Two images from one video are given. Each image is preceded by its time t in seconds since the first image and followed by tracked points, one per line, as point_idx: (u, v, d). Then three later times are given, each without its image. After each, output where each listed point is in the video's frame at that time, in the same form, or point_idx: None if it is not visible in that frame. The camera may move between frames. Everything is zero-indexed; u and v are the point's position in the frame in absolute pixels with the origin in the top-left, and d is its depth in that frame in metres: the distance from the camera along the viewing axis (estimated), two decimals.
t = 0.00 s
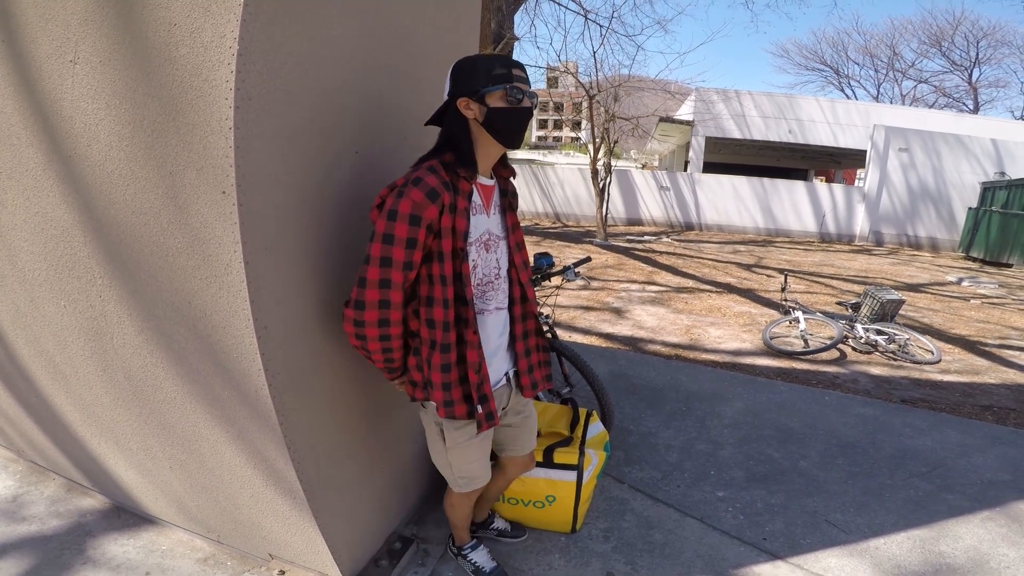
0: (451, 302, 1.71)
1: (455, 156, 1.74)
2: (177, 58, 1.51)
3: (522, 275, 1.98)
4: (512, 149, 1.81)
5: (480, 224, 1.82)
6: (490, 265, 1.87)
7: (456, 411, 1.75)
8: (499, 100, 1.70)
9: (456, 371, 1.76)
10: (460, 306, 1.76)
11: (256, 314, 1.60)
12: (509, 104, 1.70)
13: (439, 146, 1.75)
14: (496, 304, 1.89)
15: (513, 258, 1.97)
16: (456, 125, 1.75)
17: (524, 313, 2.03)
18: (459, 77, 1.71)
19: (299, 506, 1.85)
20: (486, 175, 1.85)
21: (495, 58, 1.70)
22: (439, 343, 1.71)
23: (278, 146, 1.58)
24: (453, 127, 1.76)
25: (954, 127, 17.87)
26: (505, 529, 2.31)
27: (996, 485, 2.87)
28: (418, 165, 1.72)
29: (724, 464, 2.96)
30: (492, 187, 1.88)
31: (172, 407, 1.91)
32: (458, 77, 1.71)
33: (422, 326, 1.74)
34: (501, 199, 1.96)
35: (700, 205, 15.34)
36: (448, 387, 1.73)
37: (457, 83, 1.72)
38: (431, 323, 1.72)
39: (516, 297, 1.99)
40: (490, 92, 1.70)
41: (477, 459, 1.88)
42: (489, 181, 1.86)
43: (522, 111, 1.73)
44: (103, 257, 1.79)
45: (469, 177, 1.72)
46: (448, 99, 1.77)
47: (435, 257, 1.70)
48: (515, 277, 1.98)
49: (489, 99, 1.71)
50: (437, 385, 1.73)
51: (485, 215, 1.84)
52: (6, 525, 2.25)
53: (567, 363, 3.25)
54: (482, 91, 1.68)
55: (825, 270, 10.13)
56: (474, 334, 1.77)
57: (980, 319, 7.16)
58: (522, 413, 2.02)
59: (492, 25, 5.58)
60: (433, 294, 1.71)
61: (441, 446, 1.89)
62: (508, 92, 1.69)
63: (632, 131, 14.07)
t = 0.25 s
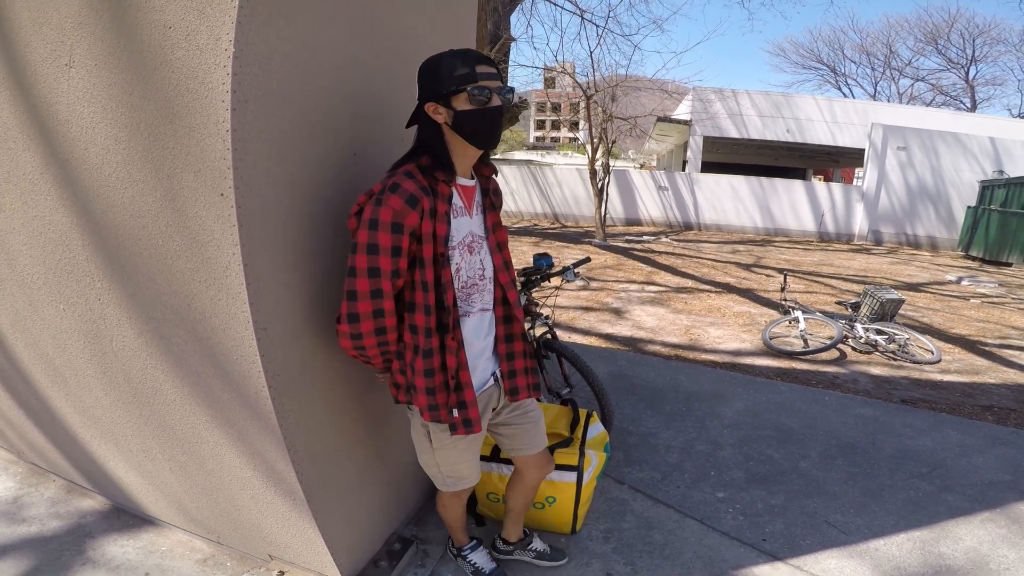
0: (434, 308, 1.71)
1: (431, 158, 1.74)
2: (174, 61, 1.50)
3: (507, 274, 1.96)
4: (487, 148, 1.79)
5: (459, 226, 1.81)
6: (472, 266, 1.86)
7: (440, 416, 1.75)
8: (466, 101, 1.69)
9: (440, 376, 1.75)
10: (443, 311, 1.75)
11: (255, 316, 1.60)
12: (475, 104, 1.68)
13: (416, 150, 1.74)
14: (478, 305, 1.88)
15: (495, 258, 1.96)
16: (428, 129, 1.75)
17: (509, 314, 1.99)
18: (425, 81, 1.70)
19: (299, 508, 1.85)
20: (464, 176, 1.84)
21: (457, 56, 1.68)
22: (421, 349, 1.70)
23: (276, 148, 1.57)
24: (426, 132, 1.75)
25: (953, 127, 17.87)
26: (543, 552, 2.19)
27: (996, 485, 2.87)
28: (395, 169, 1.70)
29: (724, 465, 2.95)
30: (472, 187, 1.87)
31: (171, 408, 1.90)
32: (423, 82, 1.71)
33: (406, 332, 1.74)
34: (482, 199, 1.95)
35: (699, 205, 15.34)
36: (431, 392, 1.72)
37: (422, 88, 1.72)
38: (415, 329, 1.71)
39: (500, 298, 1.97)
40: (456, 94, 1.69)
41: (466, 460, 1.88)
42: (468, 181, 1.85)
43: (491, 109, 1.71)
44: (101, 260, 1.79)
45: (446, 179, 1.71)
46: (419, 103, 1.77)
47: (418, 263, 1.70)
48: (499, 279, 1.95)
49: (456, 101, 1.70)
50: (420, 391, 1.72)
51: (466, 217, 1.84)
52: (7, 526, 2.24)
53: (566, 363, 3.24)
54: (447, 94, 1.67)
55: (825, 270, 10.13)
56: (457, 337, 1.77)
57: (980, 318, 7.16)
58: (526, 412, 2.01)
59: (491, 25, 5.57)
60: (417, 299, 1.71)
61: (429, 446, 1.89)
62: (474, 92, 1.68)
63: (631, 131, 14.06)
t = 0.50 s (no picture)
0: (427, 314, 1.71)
1: (433, 163, 1.72)
2: (178, 59, 1.51)
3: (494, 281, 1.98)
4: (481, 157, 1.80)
5: (454, 233, 1.82)
6: (461, 273, 1.87)
7: (423, 417, 1.75)
8: (462, 107, 1.70)
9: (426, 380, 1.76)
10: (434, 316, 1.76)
11: (256, 315, 1.60)
12: (470, 111, 1.69)
13: (416, 154, 1.72)
14: (463, 310, 1.90)
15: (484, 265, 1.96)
16: (428, 135, 1.74)
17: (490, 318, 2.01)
18: (424, 85, 1.71)
19: (298, 508, 1.85)
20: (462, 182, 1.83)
21: (454, 61, 1.68)
22: (411, 352, 1.71)
23: (278, 147, 1.58)
24: (425, 137, 1.74)
25: (954, 130, 17.88)
26: None
27: (995, 488, 2.86)
28: (396, 171, 1.68)
29: (724, 467, 2.95)
30: (468, 195, 1.87)
31: (171, 408, 1.90)
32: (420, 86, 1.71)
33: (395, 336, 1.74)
34: (476, 205, 1.95)
35: (699, 207, 15.35)
36: (416, 395, 1.73)
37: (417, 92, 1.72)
38: (403, 332, 1.72)
39: (485, 303, 1.98)
40: (453, 100, 1.69)
41: (450, 458, 1.88)
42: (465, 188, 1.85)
43: (488, 114, 1.71)
44: (103, 258, 1.79)
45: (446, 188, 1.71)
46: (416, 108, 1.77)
47: (412, 268, 1.70)
48: (487, 285, 1.96)
49: (452, 107, 1.70)
50: (405, 393, 1.73)
51: (460, 224, 1.84)
52: (5, 525, 2.24)
53: (566, 365, 3.22)
54: (444, 99, 1.68)
55: (825, 273, 10.13)
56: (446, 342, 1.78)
57: (980, 321, 7.16)
58: (509, 410, 2.01)
59: (492, 27, 5.58)
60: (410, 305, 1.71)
61: (410, 443, 1.88)
62: (469, 98, 1.68)
63: (632, 133, 14.07)
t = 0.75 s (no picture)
0: (411, 313, 1.72)
1: (416, 165, 1.73)
2: (179, 59, 1.51)
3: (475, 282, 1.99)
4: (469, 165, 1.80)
5: (437, 234, 1.82)
6: (444, 273, 1.87)
7: (408, 415, 1.75)
8: (454, 117, 1.69)
9: (412, 378, 1.77)
10: (418, 315, 1.76)
11: (257, 314, 1.60)
12: (462, 122, 1.69)
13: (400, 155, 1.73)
14: (447, 309, 1.90)
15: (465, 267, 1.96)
16: (417, 138, 1.75)
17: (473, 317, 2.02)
18: (421, 89, 1.71)
19: (298, 507, 1.85)
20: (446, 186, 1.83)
21: (454, 69, 1.68)
22: (396, 351, 1.71)
23: (278, 147, 1.58)
24: (414, 139, 1.75)
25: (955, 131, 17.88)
26: None
27: (995, 489, 2.87)
28: (379, 172, 1.69)
29: (724, 468, 2.96)
30: (451, 197, 1.88)
31: (172, 407, 1.91)
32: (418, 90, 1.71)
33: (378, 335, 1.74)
34: (459, 207, 1.95)
35: (700, 208, 15.36)
36: (401, 393, 1.73)
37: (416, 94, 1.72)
38: (389, 331, 1.72)
39: (467, 301, 2.00)
40: (447, 108, 1.69)
41: (438, 456, 1.87)
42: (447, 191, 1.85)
43: (477, 127, 1.70)
44: (103, 257, 1.79)
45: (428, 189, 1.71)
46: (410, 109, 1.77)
47: (396, 268, 1.70)
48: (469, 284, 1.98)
49: (445, 114, 1.70)
50: (391, 391, 1.73)
51: (443, 225, 1.85)
52: (6, 525, 2.25)
53: (567, 365, 3.23)
54: (438, 106, 1.68)
55: (825, 274, 10.13)
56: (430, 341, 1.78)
57: (981, 323, 7.16)
58: (494, 407, 2.03)
59: (493, 27, 5.59)
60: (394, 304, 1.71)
61: (399, 441, 1.88)
62: (462, 109, 1.68)
63: (633, 134, 14.07)
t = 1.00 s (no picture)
0: (402, 311, 1.72)
1: (401, 164, 1.73)
2: (184, 58, 1.52)
3: (472, 280, 1.98)
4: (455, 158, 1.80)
5: (426, 232, 1.82)
6: (437, 271, 1.87)
7: (404, 414, 1.76)
8: (437, 112, 1.70)
9: (406, 376, 1.77)
10: (410, 314, 1.76)
11: (259, 313, 1.61)
12: (445, 116, 1.70)
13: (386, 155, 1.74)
14: (442, 308, 1.90)
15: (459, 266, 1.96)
16: (400, 136, 1.74)
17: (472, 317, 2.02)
18: (402, 87, 1.72)
19: (299, 506, 1.86)
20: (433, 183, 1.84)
21: (434, 66, 1.68)
22: (389, 350, 1.71)
23: (282, 146, 1.58)
24: (396, 137, 1.75)
25: (957, 134, 17.87)
26: None
27: (995, 492, 2.87)
28: (363, 174, 1.70)
29: (723, 469, 2.96)
30: (440, 195, 1.88)
31: (173, 406, 1.91)
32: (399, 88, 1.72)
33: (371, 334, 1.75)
34: (450, 205, 1.95)
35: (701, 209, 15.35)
36: (396, 392, 1.74)
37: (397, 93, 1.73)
38: (382, 331, 1.72)
39: (464, 300, 2.00)
40: (429, 104, 1.70)
41: (433, 455, 1.88)
42: (436, 188, 1.85)
43: (461, 120, 1.72)
44: (106, 255, 1.80)
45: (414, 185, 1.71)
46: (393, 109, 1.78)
47: (385, 266, 1.70)
48: (464, 282, 1.98)
49: (428, 110, 1.71)
50: (386, 391, 1.73)
51: (432, 223, 1.85)
52: (5, 522, 2.26)
53: (567, 366, 3.23)
54: (420, 102, 1.68)
55: (826, 276, 10.13)
56: (422, 338, 1.78)
57: (981, 326, 7.15)
58: (493, 412, 2.03)
59: (496, 27, 5.59)
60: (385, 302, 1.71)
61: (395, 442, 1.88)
62: (444, 103, 1.68)
63: (635, 135, 14.08)
